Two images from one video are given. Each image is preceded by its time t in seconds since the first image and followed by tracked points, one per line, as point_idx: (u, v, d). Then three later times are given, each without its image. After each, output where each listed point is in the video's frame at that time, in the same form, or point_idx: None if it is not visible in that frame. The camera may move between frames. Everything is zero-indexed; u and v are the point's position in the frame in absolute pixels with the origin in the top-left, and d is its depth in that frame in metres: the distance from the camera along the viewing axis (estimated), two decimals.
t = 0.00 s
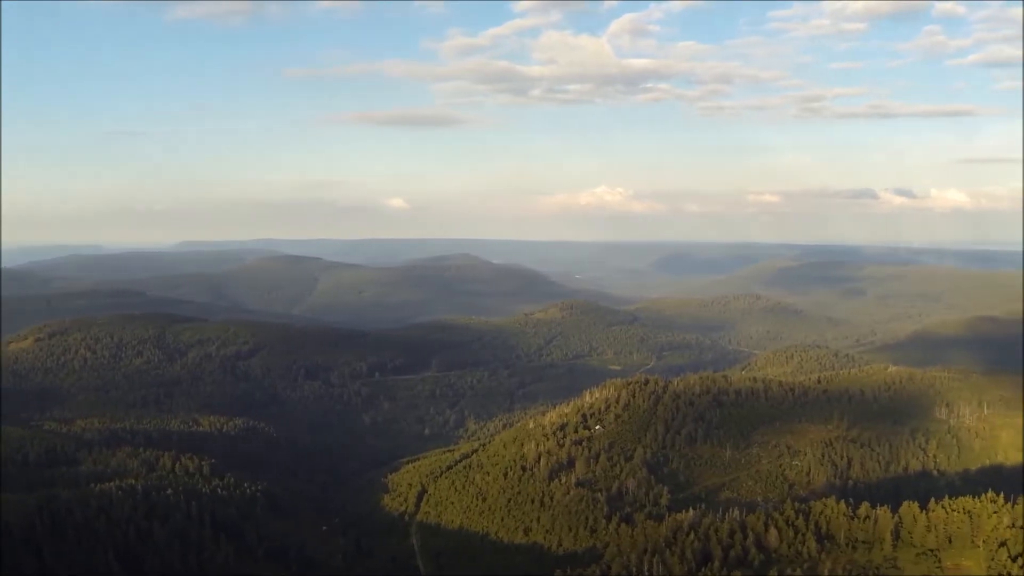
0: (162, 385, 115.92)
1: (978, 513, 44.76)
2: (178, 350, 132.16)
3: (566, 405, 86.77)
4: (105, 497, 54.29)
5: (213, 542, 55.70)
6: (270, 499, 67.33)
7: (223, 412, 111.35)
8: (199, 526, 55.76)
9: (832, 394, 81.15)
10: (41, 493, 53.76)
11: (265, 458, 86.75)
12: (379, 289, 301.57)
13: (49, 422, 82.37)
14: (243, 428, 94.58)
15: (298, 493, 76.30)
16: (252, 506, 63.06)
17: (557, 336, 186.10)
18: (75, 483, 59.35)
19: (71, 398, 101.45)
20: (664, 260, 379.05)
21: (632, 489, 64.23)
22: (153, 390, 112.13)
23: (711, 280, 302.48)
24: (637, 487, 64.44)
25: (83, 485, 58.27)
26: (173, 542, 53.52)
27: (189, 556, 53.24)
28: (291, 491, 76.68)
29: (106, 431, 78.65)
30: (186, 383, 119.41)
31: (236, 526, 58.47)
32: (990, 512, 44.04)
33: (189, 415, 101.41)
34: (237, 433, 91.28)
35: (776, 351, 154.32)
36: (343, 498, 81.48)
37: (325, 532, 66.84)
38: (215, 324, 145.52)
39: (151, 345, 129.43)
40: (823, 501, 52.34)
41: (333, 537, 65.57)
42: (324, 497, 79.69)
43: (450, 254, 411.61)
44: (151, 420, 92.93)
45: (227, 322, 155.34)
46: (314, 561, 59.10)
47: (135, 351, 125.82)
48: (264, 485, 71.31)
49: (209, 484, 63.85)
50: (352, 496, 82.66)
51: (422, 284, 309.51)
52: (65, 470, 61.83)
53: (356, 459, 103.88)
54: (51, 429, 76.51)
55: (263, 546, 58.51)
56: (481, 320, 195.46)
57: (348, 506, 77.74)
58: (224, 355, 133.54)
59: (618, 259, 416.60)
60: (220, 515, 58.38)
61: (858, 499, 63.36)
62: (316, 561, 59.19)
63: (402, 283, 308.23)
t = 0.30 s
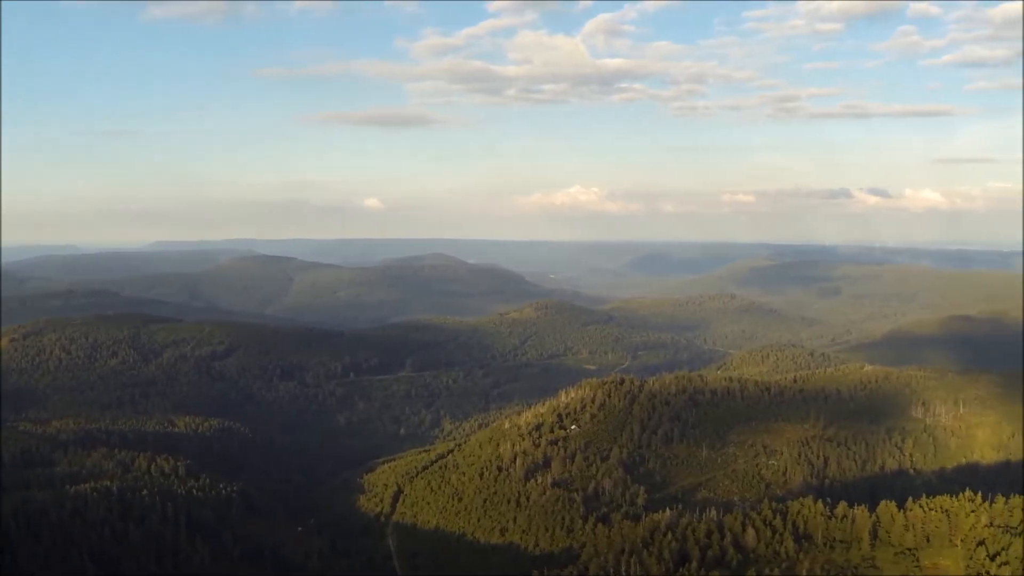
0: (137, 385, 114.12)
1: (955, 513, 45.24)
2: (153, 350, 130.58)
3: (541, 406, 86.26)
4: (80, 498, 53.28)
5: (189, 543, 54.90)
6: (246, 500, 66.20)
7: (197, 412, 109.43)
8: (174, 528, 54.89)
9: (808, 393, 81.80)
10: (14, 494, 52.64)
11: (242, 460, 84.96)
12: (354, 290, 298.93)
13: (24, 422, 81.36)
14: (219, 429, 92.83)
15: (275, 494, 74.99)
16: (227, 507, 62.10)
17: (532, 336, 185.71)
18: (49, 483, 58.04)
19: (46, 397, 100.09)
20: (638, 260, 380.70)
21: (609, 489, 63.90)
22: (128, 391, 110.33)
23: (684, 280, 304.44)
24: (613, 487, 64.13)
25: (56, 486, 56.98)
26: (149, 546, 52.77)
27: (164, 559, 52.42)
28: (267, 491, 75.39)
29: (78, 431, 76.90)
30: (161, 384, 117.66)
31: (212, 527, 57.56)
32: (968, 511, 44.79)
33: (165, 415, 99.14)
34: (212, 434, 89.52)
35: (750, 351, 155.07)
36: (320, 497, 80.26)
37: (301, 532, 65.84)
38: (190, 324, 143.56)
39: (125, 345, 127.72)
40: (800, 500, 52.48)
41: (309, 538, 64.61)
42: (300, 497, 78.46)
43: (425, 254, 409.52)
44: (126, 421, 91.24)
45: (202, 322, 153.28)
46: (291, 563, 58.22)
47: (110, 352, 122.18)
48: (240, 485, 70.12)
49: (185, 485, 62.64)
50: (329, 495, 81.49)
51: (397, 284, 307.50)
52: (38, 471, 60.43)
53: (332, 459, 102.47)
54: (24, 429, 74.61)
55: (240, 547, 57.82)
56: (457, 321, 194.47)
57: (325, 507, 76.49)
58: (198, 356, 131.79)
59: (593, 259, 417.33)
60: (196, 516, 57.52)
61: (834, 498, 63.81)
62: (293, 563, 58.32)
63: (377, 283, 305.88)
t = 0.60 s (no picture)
0: (116, 386, 112.32)
1: (936, 512, 46.88)
2: (131, 352, 129.32)
3: (520, 406, 85.75)
4: (57, 501, 53.15)
5: (168, 544, 54.33)
6: (225, 501, 64.88)
7: (176, 413, 107.67)
8: (152, 530, 54.19)
9: (786, 392, 82.33)
10: None
11: (224, 462, 82.86)
12: (332, 289, 296.43)
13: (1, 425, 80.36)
14: (197, 430, 91.32)
15: (255, 496, 73.67)
16: (206, 509, 60.93)
17: (510, 336, 185.26)
18: (25, 486, 57.24)
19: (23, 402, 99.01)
20: (616, 260, 381.85)
21: (588, 489, 63.59)
22: (107, 392, 108.65)
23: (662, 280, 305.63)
24: (593, 488, 63.84)
25: (32, 490, 56.19)
26: (127, 547, 52.15)
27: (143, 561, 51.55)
28: (246, 492, 74.05)
29: (54, 433, 75.48)
30: (140, 384, 115.88)
31: (190, 529, 56.69)
32: (948, 510, 46.33)
33: (143, 416, 97.48)
34: (191, 434, 88.03)
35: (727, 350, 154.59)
36: (301, 497, 79.04)
37: (280, 533, 64.52)
38: (168, 325, 141.84)
39: (103, 348, 126.75)
40: (780, 500, 52.66)
41: (289, 539, 63.33)
42: (280, 498, 77.22)
43: (404, 254, 407.31)
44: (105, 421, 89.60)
45: (180, 322, 151.49)
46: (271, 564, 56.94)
47: (88, 353, 123.84)
48: (219, 486, 68.84)
49: (162, 487, 61.33)
50: (310, 494, 80.30)
51: (375, 284, 305.51)
52: (14, 475, 59.60)
53: (312, 458, 101.12)
54: None
55: (220, 547, 56.96)
56: (436, 321, 193.45)
57: (305, 508, 75.20)
58: (176, 356, 130.13)
59: (571, 259, 417.78)
60: (174, 518, 56.96)
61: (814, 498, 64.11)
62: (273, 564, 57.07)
63: (355, 283, 303.61)
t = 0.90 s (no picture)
0: (94, 388, 110.64)
1: (916, 511, 47.02)
2: (109, 352, 128.18)
3: (498, 406, 85.28)
4: (34, 503, 51.75)
5: (148, 546, 53.00)
6: (204, 503, 63.70)
7: (154, 413, 105.89)
8: (132, 532, 52.98)
9: (765, 392, 82.86)
10: None
11: (204, 462, 81.53)
12: (310, 289, 293.79)
13: None
14: (177, 431, 89.83)
15: (234, 498, 72.43)
16: (185, 511, 59.77)
17: (488, 336, 184.73)
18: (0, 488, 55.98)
19: None
20: (594, 260, 382.97)
21: (567, 490, 63.23)
22: (85, 393, 106.97)
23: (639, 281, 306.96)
24: (572, 488, 63.49)
25: (8, 492, 54.90)
26: (106, 550, 50.80)
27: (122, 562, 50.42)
28: (224, 493, 72.86)
29: (32, 435, 74.09)
30: (118, 385, 114.10)
31: (170, 531, 55.45)
32: (928, 510, 46.68)
33: (121, 416, 96.08)
34: (170, 435, 86.58)
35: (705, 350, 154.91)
36: (281, 498, 77.90)
37: (260, 535, 63.36)
38: (147, 325, 140.35)
39: (81, 348, 125.54)
40: (761, 501, 52.67)
41: (268, 541, 62.14)
42: (260, 498, 76.02)
43: (382, 254, 404.93)
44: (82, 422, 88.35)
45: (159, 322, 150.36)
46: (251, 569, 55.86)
47: (66, 352, 122.91)
48: (197, 488, 67.67)
49: (141, 488, 60.12)
50: (291, 495, 79.25)
51: (353, 284, 303.29)
52: None
53: (291, 458, 99.67)
54: None
55: (199, 551, 55.67)
56: (414, 321, 192.36)
57: (284, 508, 73.90)
58: (154, 357, 128.42)
59: (549, 259, 418.29)
60: (154, 520, 55.62)
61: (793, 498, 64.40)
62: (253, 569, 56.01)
63: (333, 284, 300.99)
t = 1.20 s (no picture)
0: (63, 389, 109.19)
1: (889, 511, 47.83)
2: (79, 352, 128.63)
3: (467, 407, 84.57)
4: None
5: (117, 547, 51.44)
6: (174, 504, 62.16)
7: (122, 414, 103.36)
8: (101, 533, 51.51)
9: (735, 391, 83.50)
10: None
11: (174, 461, 79.52)
12: (279, 289, 289.76)
13: None
14: (146, 432, 87.75)
15: (204, 499, 70.66)
16: (156, 512, 58.23)
17: (457, 336, 183.65)
18: None
19: None
20: (564, 260, 383.73)
21: (538, 491, 62.79)
22: (53, 394, 105.43)
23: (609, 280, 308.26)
24: (542, 489, 63.06)
25: None
26: (77, 552, 49.39)
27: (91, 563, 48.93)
28: (193, 494, 71.24)
29: None
30: (86, 386, 111.84)
31: (140, 532, 53.94)
32: (900, 509, 47.64)
33: (89, 417, 94.33)
34: (139, 436, 84.57)
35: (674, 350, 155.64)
36: (252, 497, 76.31)
37: (230, 535, 61.78)
38: (117, 326, 139.78)
39: (50, 349, 126.41)
40: (732, 500, 52.91)
41: (239, 540, 60.57)
42: (231, 498, 74.40)
43: (351, 254, 401.15)
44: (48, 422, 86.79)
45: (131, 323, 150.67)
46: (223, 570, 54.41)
47: (35, 354, 124.15)
48: (167, 489, 66.05)
49: (110, 490, 58.59)
50: (263, 494, 77.65)
51: (322, 284, 299.96)
52: None
53: (261, 458, 97.68)
54: None
55: (170, 551, 53.86)
56: (384, 321, 190.71)
57: (253, 508, 72.33)
58: (123, 357, 127.39)
59: (519, 258, 418.09)
60: (123, 521, 54.13)
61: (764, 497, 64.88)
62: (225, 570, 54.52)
63: (302, 283, 297.06)
